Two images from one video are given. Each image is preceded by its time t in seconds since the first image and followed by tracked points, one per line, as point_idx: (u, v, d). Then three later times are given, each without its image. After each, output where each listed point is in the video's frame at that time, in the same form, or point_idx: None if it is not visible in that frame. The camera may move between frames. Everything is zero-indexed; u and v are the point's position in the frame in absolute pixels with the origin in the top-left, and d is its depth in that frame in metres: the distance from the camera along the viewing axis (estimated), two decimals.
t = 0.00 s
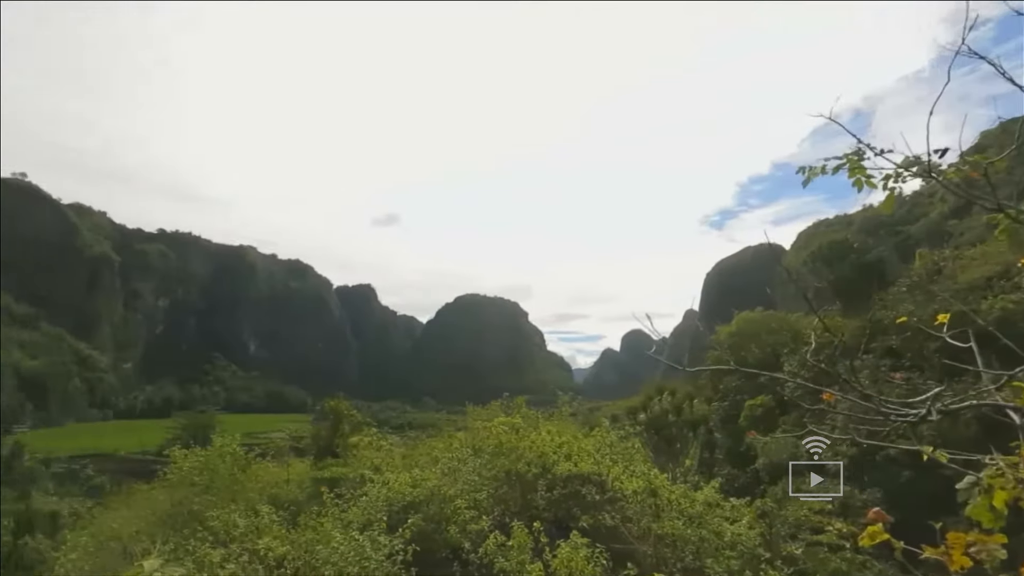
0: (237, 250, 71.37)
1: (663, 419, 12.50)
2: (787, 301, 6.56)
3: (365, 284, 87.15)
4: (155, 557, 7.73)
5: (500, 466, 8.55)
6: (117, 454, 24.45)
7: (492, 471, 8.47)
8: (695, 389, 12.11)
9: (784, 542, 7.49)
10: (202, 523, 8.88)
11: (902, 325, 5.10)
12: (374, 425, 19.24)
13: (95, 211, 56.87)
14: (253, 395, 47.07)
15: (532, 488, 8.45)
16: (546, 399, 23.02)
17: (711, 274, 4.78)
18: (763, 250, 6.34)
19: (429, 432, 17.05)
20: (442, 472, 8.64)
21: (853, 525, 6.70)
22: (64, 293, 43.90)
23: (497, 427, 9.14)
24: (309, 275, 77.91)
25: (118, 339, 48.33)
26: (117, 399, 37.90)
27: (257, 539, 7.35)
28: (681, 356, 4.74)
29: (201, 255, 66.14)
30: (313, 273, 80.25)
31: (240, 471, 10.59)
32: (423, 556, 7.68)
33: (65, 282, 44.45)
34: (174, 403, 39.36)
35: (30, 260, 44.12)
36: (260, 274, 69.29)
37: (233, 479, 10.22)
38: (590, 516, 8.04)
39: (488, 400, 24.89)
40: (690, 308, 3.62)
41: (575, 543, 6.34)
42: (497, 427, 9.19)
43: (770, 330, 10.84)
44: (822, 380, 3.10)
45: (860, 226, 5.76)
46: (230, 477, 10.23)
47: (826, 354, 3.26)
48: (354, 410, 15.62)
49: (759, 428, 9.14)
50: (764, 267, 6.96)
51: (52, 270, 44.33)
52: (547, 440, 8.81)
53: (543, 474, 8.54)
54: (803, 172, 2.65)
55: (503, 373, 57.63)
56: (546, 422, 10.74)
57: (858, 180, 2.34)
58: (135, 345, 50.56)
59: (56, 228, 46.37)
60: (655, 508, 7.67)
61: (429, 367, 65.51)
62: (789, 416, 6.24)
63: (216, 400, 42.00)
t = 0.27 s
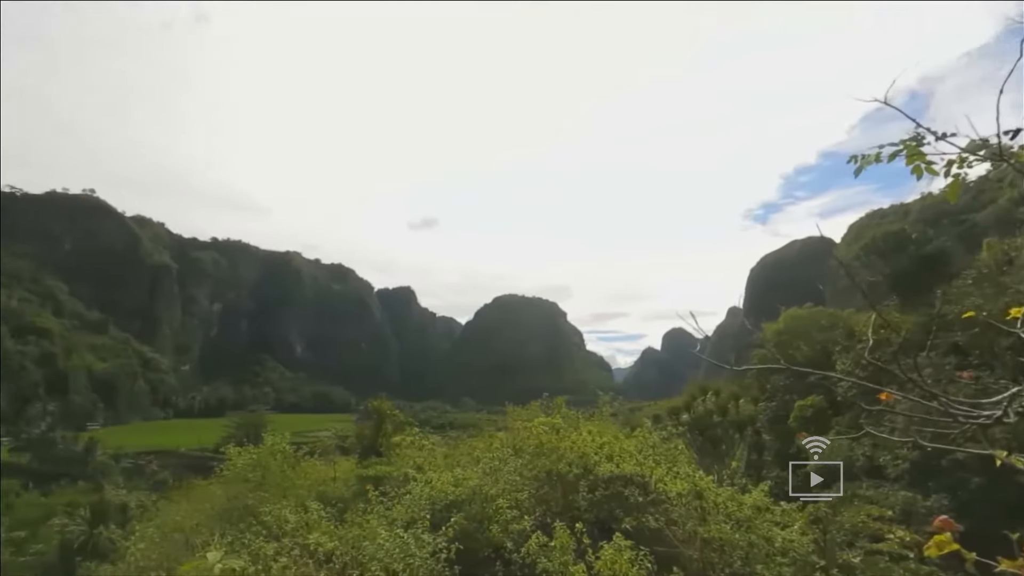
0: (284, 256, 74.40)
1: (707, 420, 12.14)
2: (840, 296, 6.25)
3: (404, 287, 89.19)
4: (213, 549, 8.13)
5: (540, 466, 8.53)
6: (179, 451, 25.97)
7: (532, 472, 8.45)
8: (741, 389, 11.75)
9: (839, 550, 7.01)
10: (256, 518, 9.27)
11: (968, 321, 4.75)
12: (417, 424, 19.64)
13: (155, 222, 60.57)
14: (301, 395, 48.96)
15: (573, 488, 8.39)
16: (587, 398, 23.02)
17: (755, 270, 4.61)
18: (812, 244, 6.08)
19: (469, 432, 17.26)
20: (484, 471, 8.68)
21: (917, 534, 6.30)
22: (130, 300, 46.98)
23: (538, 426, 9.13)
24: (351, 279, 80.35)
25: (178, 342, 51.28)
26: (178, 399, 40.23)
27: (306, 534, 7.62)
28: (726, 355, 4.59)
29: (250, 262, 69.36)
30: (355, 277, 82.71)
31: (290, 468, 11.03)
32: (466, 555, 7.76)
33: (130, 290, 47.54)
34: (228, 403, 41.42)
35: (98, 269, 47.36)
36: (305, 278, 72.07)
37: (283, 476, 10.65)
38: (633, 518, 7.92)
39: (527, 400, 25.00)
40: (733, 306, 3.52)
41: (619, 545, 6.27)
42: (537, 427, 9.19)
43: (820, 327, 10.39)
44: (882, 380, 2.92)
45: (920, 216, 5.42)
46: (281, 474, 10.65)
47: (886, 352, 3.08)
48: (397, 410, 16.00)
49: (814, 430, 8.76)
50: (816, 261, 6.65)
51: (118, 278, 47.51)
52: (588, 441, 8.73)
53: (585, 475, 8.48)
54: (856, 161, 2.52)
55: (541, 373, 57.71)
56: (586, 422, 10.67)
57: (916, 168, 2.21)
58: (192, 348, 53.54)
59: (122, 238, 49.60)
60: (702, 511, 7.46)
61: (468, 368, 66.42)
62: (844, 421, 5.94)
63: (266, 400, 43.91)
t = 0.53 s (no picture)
0: (331, 261, 77.15)
1: (759, 420, 11.34)
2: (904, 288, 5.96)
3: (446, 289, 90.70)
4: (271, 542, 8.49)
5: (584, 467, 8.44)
6: (239, 448, 27.41)
7: (578, 472, 8.39)
8: (796, 388, 11.42)
9: (907, 560, 6.63)
10: (310, 514, 9.62)
11: None
12: (461, 424, 19.92)
13: (213, 232, 64.08)
14: (350, 396, 50.64)
15: (620, 490, 8.28)
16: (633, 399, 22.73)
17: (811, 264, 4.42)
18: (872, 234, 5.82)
19: (513, 432, 17.36)
20: (528, 471, 8.66)
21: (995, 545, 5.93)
22: (192, 306, 49.94)
23: (582, 427, 9.05)
24: (395, 282, 82.47)
25: (236, 345, 54.07)
26: (237, 399, 42.42)
27: (357, 530, 7.85)
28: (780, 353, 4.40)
29: (300, 267, 72.34)
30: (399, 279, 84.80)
31: (341, 466, 11.42)
32: (513, 555, 7.77)
33: (193, 296, 50.54)
34: (283, 402, 43.35)
35: (163, 278, 50.57)
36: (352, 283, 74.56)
37: (334, 473, 11.03)
38: (683, 521, 7.73)
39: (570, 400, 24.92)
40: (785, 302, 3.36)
41: (668, 549, 6.10)
42: (582, 427, 9.14)
43: (881, 324, 9.86)
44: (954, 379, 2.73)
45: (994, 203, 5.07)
46: (332, 472, 11.03)
47: (958, 349, 2.88)
48: (442, 410, 16.28)
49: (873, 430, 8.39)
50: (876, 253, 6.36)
51: (182, 285, 50.59)
52: (633, 441, 8.61)
53: (631, 476, 8.32)
54: (923, 147, 2.36)
55: (584, 372, 57.37)
56: (632, 422, 10.51)
57: (993, 152, 2.05)
58: (248, 351, 56.37)
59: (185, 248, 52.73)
60: (755, 515, 7.15)
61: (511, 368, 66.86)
62: (911, 422, 5.62)
63: (318, 401, 45.75)
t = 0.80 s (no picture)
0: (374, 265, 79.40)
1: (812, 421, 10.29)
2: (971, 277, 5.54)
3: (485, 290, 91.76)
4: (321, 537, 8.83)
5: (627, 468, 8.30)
6: (291, 446, 28.58)
7: (621, 473, 8.25)
8: (854, 387, 10.57)
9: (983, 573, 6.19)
10: (359, 510, 9.90)
11: None
12: (502, 424, 20.12)
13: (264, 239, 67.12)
14: (394, 396, 51.91)
15: (666, 491, 8.09)
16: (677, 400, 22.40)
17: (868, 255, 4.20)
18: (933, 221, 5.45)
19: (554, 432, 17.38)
20: (572, 472, 8.61)
21: None
22: (246, 310, 52.42)
23: (626, 428, 8.99)
24: (435, 285, 84.04)
25: (286, 347, 56.37)
26: (288, 399, 44.23)
27: (403, 528, 8.01)
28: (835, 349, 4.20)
29: (345, 271, 74.72)
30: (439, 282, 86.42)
31: (387, 465, 11.81)
32: (557, 556, 7.68)
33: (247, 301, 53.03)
34: (331, 402, 44.93)
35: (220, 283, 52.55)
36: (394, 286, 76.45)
37: (381, 472, 11.37)
38: (733, 525, 7.49)
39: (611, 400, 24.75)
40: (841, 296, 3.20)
41: (719, 554, 5.90)
42: (626, 429, 9.07)
43: (946, 319, 9.27)
44: None
45: None
46: (379, 471, 11.36)
47: None
48: (484, 410, 16.45)
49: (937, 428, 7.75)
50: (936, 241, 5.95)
51: (237, 291, 53.12)
52: (679, 442, 8.42)
53: (677, 478, 8.12)
54: (996, 128, 2.20)
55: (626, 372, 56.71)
56: (677, 423, 10.33)
57: None
58: (298, 352, 58.64)
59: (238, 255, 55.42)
60: (810, 521, 6.81)
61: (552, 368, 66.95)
62: (984, 424, 5.25)
63: (363, 401, 47.23)
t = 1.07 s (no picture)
0: (409, 267, 80.98)
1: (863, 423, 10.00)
2: None
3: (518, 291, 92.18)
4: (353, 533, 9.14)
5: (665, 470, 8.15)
6: (332, 445, 29.47)
7: (659, 474, 8.12)
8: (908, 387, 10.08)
9: None
10: (397, 508, 10.07)
11: None
12: (537, 424, 20.15)
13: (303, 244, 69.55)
14: (430, 396, 52.70)
15: (706, 494, 7.90)
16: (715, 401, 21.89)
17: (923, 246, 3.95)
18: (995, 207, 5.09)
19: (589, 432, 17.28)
20: (608, 473, 8.54)
21: None
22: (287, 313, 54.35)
23: (664, 428, 8.89)
24: (469, 286, 84.94)
25: (326, 349, 58.06)
26: (328, 399, 45.57)
27: (441, 527, 8.11)
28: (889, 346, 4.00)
29: (380, 274, 76.61)
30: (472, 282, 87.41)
31: (425, 465, 11.99)
32: (594, 557, 7.61)
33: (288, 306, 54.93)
34: (369, 402, 46.07)
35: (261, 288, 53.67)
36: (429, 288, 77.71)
37: (419, 471, 11.64)
38: (777, 529, 7.29)
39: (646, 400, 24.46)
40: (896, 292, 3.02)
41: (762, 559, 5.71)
42: (663, 429, 8.95)
43: (1009, 313, 8.68)
44: None
45: None
46: (416, 470, 11.57)
47: None
48: (519, 410, 16.52)
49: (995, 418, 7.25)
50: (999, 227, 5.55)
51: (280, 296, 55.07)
52: (719, 443, 8.18)
53: (718, 480, 7.89)
54: None
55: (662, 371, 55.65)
56: (717, 424, 10.10)
57: None
58: (337, 354, 60.29)
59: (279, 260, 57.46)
60: (862, 527, 6.46)
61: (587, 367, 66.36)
62: None
63: (400, 401, 48.18)
